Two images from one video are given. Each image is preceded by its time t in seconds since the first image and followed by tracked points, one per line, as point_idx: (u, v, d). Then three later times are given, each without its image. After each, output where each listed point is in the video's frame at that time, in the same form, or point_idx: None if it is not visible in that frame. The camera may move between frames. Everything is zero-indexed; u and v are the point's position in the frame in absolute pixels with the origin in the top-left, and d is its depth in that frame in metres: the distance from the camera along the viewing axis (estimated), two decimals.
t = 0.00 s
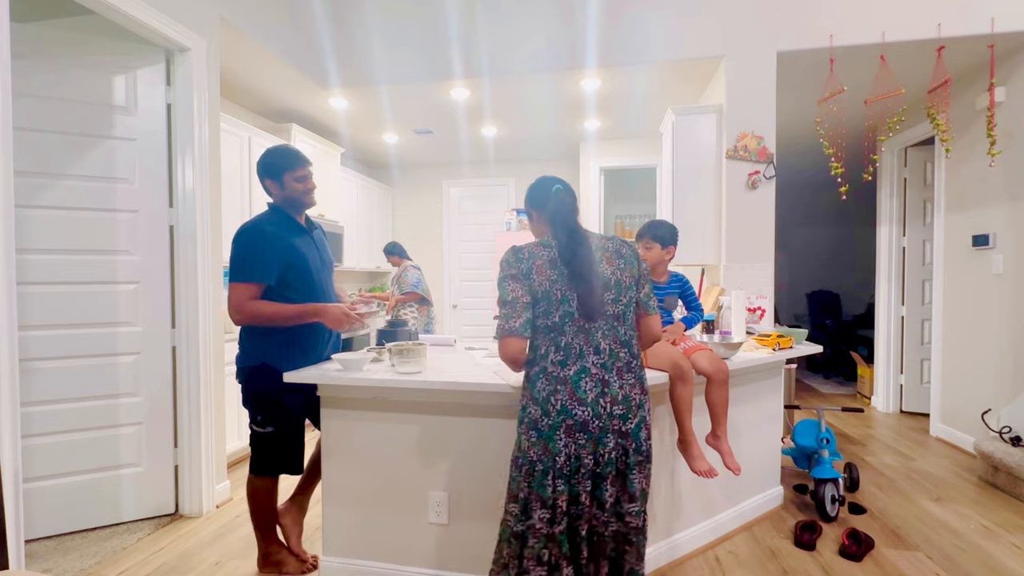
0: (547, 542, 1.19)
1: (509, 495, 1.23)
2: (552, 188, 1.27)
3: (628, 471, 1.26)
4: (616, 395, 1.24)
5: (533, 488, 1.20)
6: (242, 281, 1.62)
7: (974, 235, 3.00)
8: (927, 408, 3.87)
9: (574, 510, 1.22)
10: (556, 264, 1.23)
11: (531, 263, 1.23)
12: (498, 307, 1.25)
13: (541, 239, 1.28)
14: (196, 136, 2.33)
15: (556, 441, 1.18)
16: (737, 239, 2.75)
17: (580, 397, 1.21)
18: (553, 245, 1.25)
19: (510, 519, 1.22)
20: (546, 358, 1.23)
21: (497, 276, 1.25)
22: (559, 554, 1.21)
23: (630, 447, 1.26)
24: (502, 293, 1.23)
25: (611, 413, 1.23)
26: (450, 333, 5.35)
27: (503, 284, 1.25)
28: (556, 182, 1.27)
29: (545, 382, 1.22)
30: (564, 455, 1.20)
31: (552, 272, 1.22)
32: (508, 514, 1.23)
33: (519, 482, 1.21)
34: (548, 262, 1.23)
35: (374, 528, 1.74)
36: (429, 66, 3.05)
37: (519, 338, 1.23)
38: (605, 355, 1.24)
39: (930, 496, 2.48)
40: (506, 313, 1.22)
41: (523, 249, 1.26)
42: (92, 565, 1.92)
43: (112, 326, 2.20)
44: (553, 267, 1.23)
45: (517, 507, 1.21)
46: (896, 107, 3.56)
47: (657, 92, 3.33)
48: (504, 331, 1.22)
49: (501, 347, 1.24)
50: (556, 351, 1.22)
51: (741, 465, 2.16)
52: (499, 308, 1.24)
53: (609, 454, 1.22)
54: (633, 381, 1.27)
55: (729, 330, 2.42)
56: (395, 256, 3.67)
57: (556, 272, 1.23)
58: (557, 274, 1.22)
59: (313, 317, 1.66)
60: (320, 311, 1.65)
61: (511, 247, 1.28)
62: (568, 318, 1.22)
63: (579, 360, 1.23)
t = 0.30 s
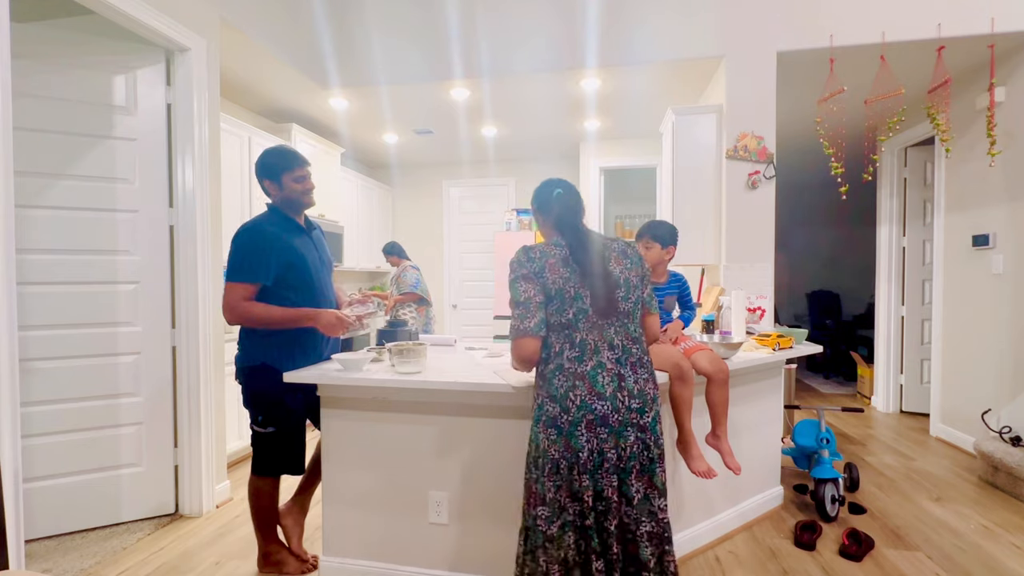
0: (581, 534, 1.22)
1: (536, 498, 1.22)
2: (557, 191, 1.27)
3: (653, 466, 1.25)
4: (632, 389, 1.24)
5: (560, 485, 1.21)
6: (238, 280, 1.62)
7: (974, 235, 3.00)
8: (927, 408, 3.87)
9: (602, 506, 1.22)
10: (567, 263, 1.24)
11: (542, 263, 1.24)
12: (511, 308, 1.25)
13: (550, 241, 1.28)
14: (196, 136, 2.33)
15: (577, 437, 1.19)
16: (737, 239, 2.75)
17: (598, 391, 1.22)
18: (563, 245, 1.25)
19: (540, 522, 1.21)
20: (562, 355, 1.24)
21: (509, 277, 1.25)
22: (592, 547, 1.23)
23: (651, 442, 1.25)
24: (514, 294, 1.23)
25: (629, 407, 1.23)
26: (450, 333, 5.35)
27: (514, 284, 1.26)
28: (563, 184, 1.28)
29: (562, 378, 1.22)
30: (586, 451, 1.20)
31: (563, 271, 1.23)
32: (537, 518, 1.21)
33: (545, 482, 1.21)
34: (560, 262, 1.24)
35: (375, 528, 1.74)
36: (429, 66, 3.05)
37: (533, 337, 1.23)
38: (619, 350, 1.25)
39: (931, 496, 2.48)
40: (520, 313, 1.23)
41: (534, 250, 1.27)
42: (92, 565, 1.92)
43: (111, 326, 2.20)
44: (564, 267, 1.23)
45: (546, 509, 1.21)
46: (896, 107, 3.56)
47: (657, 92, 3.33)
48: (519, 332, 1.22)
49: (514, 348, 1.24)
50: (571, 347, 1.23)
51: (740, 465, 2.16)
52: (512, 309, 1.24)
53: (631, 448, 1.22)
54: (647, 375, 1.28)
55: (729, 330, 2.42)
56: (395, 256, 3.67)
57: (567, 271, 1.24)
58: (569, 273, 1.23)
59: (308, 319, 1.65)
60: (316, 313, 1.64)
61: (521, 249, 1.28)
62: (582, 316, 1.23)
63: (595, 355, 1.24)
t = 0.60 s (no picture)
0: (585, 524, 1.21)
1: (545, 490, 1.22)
2: (568, 191, 1.28)
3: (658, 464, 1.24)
4: (637, 387, 1.24)
5: (567, 477, 1.20)
6: (240, 279, 1.62)
7: (974, 235, 3.00)
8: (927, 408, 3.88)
9: (607, 499, 1.21)
10: (574, 259, 1.25)
11: (549, 257, 1.26)
12: (517, 300, 1.26)
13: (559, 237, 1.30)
14: (196, 137, 2.34)
15: (583, 431, 1.18)
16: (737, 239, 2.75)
17: (603, 386, 1.21)
18: (571, 242, 1.27)
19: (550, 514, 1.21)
20: (566, 350, 1.24)
21: (516, 269, 1.27)
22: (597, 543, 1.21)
23: (655, 440, 1.25)
24: (521, 285, 1.24)
25: (633, 405, 1.22)
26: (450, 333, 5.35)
27: (522, 277, 1.27)
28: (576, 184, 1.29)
29: (567, 372, 1.23)
30: (592, 445, 1.19)
31: (571, 267, 1.24)
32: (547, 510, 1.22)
33: (552, 474, 1.21)
34: (568, 258, 1.25)
35: (375, 528, 1.74)
36: (429, 66, 3.05)
37: (539, 329, 1.24)
38: (623, 349, 1.25)
39: (930, 496, 2.48)
40: (526, 305, 1.24)
41: (542, 245, 1.29)
42: (92, 565, 1.92)
43: (111, 326, 2.20)
44: (572, 263, 1.25)
45: (556, 501, 1.21)
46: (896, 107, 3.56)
47: (657, 92, 3.33)
48: (526, 322, 1.23)
49: (520, 339, 1.25)
50: (576, 343, 1.24)
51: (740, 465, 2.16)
52: (518, 300, 1.25)
53: (636, 445, 1.21)
54: (651, 375, 1.28)
55: (729, 329, 2.42)
56: (394, 256, 3.67)
57: (575, 267, 1.25)
58: (576, 269, 1.24)
59: (309, 318, 1.65)
60: (316, 313, 1.64)
61: (529, 243, 1.30)
62: (587, 313, 1.24)
63: (599, 351, 1.24)
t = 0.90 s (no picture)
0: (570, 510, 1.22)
1: (535, 471, 1.25)
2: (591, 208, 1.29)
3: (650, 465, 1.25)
4: (632, 385, 1.24)
5: (557, 460, 1.22)
6: (243, 277, 1.62)
7: (974, 235, 3.00)
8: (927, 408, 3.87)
9: (595, 487, 1.22)
10: (580, 253, 1.28)
11: (558, 247, 1.31)
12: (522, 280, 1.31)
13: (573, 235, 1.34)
14: (196, 137, 2.34)
15: (574, 413, 1.19)
16: (737, 239, 2.75)
17: (595, 374, 1.22)
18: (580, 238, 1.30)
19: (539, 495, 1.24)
20: (560, 334, 1.26)
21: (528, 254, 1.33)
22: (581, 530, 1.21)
23: (649, 442, 1.25)
24: (526, 266, 1.30)
25: (627, 401, 1.22)
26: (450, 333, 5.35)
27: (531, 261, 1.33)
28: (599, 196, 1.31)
29: (562, 355, 1.24)
30: (582, 429, 1.20)
31: (576, 258, 1.28)
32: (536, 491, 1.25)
33: (543, 456, 1.23)
34: (575, 251, 1.29)
35: (374, 528, 1.74)
36: (429, 66, 3.05)
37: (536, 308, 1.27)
38: (620, 347, 1.25)
39: (931, 496, 2.48)
40: (528, 283, 1.28)
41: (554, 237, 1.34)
42: (92, 565, 1.92)
43: (112, 326, 2.20)
44: (578, 256, 1.28)
45: (545, 482, 1.23)
46: (896, 107, 3.56)
47: (657, 92, 3.33)
48: (524, 299, 1.27)
49: (518, 315, 1.29)
50: (569, 327, 1.25)
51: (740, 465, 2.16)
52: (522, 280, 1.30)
53: (629, 442, 1.21)
54: (649, 379, 1.27)
55: (729, 329, 2.42)
56: (394, 256, 3.67)
57: (580, 260, 1.28)
58: (580, 261, 1.27)
59: (310, 318, 1.65)
60: (318, 313, 1.64)
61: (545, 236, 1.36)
62: (585, 303, 1.25)
63: (593, 341, 1.25)
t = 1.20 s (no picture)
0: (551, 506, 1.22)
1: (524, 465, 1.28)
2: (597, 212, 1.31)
3: (639, 465, 1.24)
4: (624, 383, 1.23)
5: (542, 454, 1.24)
6: (246, 278, 1.62)
7: (974, 235, 3.00)
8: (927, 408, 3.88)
9: (578, 484, 1.22)
10: (582, 253, 1.29)
11: (561, 248, 1.33)
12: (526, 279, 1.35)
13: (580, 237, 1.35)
14: (196, 137, 2.34)
15: (562, 408, 1.21)
16: (737, 239, 2.75)
17: (586, 371, 1.23)
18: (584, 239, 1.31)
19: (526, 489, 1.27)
20: (557, 330, 1.29)
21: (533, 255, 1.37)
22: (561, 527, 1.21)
23: (639, 441, 1.23)
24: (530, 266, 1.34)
25: (617, 398, 1.22)
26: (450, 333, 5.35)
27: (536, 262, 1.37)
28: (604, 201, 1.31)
29: (556, 352, 1.27)
30: (569, 424, 1.21)
31: (577, 258, 1.29)
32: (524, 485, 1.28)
33: (531, 451, 1.26)
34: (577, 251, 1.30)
35: (374, 528, 1.74)
36: (429, 66, 3.05)
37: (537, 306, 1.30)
38: (615, 345, 1.25)
39: (931, 496, 2.48)
40: (530, 282, 1.32)
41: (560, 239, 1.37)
42: (92, 565, 1.92)
43: (112, 326, 2.20)
44: (579, 256, 1.29)
45: (530, 476, 1.26)
46: (896, 107, 3.56)
47: (657, 92, 3.33)
48: (525, 297, 1.31)
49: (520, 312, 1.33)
50: (566, 324, 1.27)
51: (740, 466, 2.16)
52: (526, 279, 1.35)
53: (616, 438, 1.21)
54: (645, 379, 1.25)
55: (729, 329, 2.42)
56: (394, 256, 3.67)
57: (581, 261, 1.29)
58: (580, 261, 1.28)
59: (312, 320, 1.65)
60: (320, 315, 1.64)
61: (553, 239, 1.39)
62: (582, 302, 1.26)
63: (588, 338, 1.25)
